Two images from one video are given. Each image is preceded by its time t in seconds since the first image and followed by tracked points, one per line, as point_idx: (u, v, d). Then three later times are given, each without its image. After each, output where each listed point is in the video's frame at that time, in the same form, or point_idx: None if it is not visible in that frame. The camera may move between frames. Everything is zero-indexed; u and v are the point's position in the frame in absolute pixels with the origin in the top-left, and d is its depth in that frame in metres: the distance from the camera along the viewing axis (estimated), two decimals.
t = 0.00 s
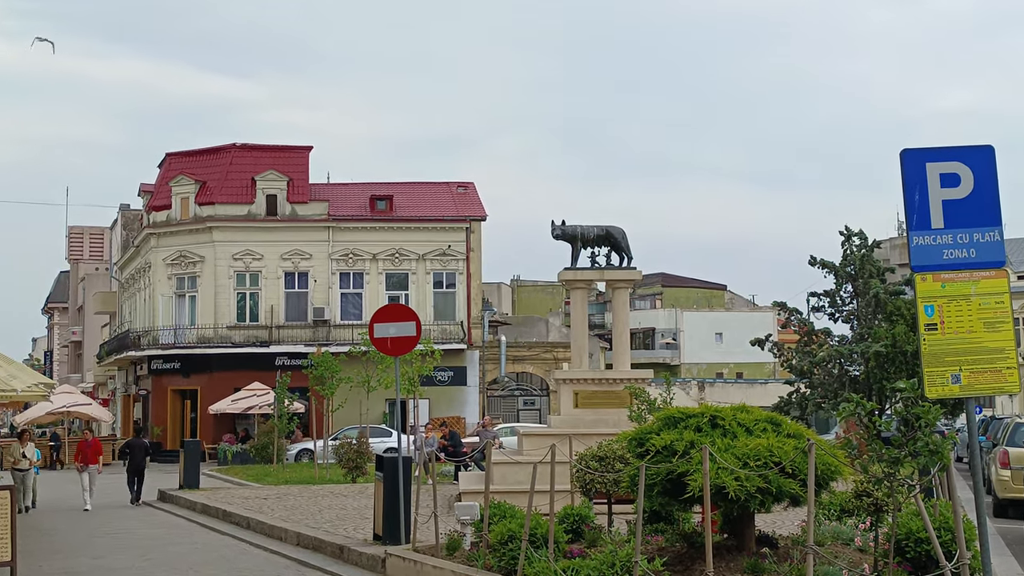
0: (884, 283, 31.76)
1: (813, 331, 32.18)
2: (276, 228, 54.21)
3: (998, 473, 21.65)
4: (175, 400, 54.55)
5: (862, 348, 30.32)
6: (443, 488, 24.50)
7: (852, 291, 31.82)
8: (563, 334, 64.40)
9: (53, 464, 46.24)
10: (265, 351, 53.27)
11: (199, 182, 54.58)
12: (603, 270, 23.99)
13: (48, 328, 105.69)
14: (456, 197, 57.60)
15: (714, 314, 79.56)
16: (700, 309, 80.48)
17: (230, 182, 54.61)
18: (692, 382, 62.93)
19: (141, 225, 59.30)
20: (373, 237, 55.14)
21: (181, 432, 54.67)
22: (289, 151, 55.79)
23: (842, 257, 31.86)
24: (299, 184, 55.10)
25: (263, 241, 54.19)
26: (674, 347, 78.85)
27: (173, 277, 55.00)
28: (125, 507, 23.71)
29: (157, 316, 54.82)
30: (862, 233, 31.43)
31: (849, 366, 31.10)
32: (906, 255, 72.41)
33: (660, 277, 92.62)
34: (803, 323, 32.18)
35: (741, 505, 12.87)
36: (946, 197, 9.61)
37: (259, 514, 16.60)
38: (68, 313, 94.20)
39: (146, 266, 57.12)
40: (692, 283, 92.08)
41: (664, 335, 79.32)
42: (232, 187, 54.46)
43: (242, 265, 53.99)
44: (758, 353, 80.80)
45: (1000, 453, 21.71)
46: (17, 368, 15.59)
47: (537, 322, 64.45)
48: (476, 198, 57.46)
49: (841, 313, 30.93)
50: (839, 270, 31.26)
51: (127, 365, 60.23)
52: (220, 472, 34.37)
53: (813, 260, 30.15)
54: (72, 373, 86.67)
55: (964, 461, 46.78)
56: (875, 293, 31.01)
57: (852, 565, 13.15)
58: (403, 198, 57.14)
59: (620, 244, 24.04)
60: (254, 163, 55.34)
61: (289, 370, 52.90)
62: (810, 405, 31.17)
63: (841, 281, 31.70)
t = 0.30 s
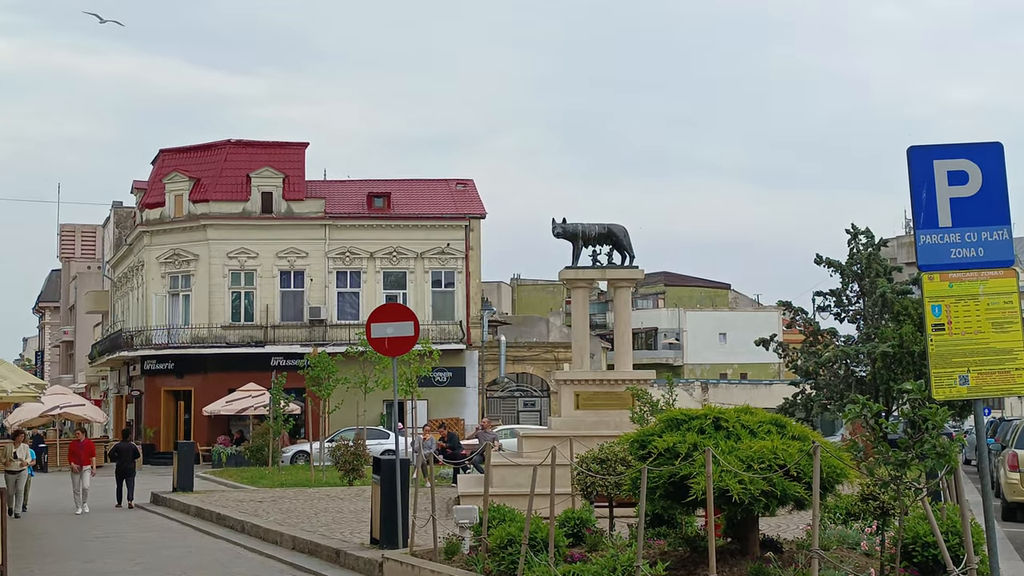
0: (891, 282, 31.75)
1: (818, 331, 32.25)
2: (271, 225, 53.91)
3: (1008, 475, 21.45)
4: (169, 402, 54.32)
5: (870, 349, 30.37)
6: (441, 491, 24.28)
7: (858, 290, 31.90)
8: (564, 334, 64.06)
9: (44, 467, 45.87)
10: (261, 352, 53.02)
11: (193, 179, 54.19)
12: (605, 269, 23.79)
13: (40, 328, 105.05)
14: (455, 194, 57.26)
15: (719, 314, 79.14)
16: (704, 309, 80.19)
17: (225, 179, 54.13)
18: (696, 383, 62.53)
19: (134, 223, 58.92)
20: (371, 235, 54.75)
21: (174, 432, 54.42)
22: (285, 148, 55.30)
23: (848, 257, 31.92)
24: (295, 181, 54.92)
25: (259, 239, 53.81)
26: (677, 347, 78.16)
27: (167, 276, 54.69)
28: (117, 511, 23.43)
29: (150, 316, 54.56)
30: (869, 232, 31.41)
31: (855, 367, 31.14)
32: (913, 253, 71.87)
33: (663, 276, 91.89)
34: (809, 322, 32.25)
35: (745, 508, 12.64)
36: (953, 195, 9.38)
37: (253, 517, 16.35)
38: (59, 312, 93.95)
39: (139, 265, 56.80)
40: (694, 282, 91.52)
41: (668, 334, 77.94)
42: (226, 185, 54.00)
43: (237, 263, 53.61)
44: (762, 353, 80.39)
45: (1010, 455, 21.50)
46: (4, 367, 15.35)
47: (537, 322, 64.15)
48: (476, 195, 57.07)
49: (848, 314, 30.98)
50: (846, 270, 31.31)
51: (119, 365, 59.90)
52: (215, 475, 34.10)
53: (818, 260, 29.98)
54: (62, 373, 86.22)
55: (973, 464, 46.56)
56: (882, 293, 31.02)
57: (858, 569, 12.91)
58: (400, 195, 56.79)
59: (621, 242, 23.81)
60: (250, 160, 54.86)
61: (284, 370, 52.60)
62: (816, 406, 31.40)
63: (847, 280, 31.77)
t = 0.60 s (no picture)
0: (896, 281, 31.41)
1: (821, 331, 32.05)
2: (268, 223, 53.66)
3: (1012, 476, 21.34)
4: (165, 402, 54.28)
5: (873, 349, 30.15)
6: (441, 493, 24.17)
7: (862, 289, 31.58)
8: (564, 334, 63.86)
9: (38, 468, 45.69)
10: (258, 352, 52.86)
11: (189, 177, 53.96)
12: (606, 267, 23.65)
13: (32, 327, 104.56)
14: (453, 192, 57.09)
15: (722, 313, 78.85)
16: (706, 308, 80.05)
17: (221, 177, 53.97)
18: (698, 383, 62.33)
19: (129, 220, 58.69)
20: (369, 233, 54.50)
21: (170, 433, 54.45)
22: (281, 145, 55.28)
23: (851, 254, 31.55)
24: (292, 179, 54.82)
25: (256, 237, 53.60)
26: (680, 347, 77.84)
27: (163, 274, 54.46)
28: (113, 514, 23.26)
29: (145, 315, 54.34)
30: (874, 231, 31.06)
31: (859, 367, 30.96)
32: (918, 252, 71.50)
33: (665, 276, 91.16)
34: (812, 322, 32.01)
35: (747, 510, 12.50)
36: (958, 194, 9.27)
37: (250, 519, 16.20)
38: (54, 311, 93.69)
39: (134, 263, 56.62)
40: (696, 280, 90.97)
41: (670, 334, 78.24)
42: (222, 182, 53.80)
43: (233, 262, 53.42)
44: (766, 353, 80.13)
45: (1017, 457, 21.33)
46: None
47: (538, 321, 63.99)
48: (475, 193, 56.83)
49: (851, 313, 30.70)
50: (850, 269, 31.01)
51: (114, 365, 59.65)
52: (212, 476, 33.95)
53: (822, 259, 29.73)
54: (56, 374, 86.05)
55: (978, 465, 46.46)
56: (887, 292, 30.74)
57: (862, 572, 12.75)
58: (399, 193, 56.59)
59: (622, 241, 23.67)
60: (246, 158, 54.74)
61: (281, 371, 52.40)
62: (820, 408, 31.36)
63: (851, 279, 31.48)
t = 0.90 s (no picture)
0: (903, 282, 31.70)
1: (828, 332, 32.09)
2: (264, 223, 52.80)
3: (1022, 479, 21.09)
4: (158, 405, 53.09)
5: (881, 352, 30.42)
6: (439, 498, 23.90)
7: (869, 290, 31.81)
8: (564, 336, 63.64)
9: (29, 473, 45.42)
10: (253, 355, 52.07)
11: (182, 175, 53.11)
12: (608, 269, 23.42)
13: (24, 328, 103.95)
14: (453, 191, 56.03)
15: (724, 315, 78.53)
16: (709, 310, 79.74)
17: (216, 176, 53.24)
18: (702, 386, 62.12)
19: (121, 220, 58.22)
20: (366, 233, 53.61)
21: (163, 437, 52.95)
22: (277, 144, 54.59)
23: (859, 256, 31.78)
24: (288, 177, 53.87)
25: (251, 237, 52.72)
26: (683, 349, 77.23)
27: (157, 275, 53.56)
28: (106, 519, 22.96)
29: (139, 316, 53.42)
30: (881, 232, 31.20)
31: (866, 369, 31.18)
32: (925, 253, 70.94)
33: (668, 276, 90.55)
34: (818, 323, 32.16)
35: (751, 516, 12.27)
36: (965, 191, 9.27)
37: (244, 525, 15.94)
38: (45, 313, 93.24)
39: (126, 263, 55.64)
40: (700, 282, 90.36)
41: (673, 337, 77.05)
42: (217, 182, 53.05)
43: (228, 262, 52.53)
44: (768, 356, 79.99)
45: None
46: None
47: (539, 323, 63.74)
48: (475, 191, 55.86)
49: (859, 315, 30.70)
50: (858, 270, 31.17)
51: (107, 368, 59.17)
52: (206, 481, 33.67)
53: (828, 259, 29.75)
54: (49, 376, 85.57)
55: (987, 470, 46.22)
56: (895, 294, 30.99)
57: None
58: (397, 192, 55.56)
59: (624, 241, 23.43)
60: (241, 156, 54.02)
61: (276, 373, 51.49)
62: (826, 411, 31.20)
63: (859, 280, 31.66)
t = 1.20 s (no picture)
0: (911, 283, 31.42)
1: (835, 335, 31.95)
2: (260, 222, 52.05)
3: None
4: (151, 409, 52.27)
5: (889, 353, 30.14)
6: (437, 502, 23.67)
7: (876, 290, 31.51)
8: (564, 337, 63.50)
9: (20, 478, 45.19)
10: (249, 357, 51.19)
11: (176, 173, 52.24)
12: (610, 269, 23.20)
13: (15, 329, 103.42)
14: (452, 190, 55.32)
15: (729, 315, 77.82)
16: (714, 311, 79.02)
17: (209, 174, 52.31)
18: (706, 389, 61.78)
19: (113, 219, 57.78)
20: (363, 233, 52.73)
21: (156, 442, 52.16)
22: (272, 141, 53.51)
23: (866, 256, 31.50)
24: (284, 176, 52.88)
25: (246, 237, 51.90)
26: (686, 351, 77.01)
27: (149, 275, 52.55)
28: (101, 525, 22.74)
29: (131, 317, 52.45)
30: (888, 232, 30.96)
31: (873, 372, 30.90)
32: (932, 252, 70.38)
33: (670, 275, 90.13)
34: (824, 323, 31.93)
35: (756, 521, 12.03)
36: (975, 191, 9.36)
37: (239, 530, 15.70)
38: (35, 314, 92.71)
39: (119, 263, 54.75)
40: (705, 282, 89.74)
41: (676, 338, 77.26)
42: (211, 180, 52.15)
43: (223, 262, 51.71)
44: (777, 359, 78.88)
45: None
46: None
47: (539, 325, 63.45)
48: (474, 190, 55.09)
49: (866, 316, 30.40)
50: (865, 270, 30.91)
51: (99, 370, 58.73)
52: (200, 485, 33.37)
53: (835, 259, 29.30)
54: (40, 378, 85.23)
55: (995, 474, 46.00)
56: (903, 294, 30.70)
57: None
58: (395, 190, 54.83)
59: (626, 241, 23.21)
60: (236, 154, 53.15)
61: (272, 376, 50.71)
62: (832, 414, 31.23)
63: (867, 281, 31.37)
